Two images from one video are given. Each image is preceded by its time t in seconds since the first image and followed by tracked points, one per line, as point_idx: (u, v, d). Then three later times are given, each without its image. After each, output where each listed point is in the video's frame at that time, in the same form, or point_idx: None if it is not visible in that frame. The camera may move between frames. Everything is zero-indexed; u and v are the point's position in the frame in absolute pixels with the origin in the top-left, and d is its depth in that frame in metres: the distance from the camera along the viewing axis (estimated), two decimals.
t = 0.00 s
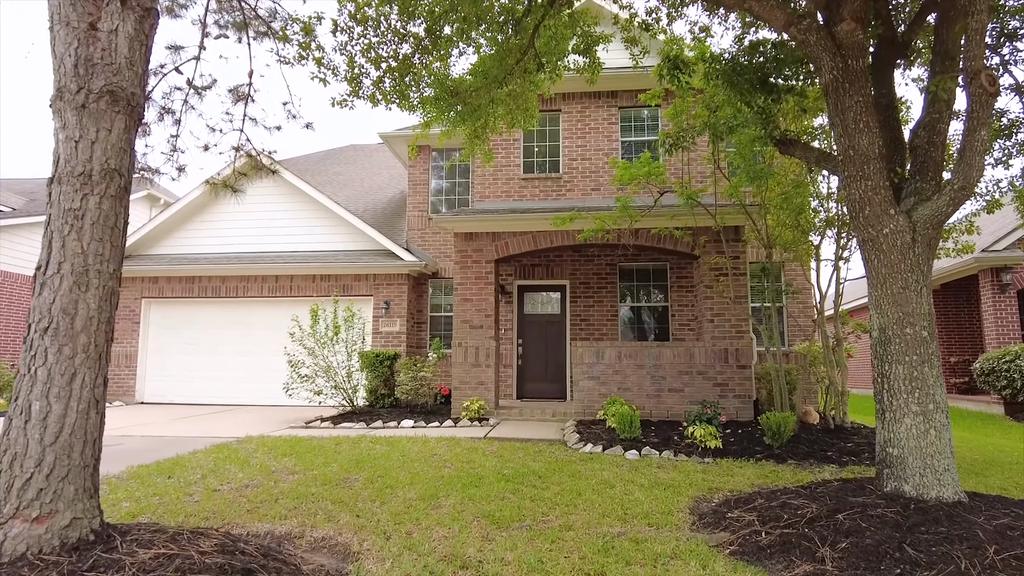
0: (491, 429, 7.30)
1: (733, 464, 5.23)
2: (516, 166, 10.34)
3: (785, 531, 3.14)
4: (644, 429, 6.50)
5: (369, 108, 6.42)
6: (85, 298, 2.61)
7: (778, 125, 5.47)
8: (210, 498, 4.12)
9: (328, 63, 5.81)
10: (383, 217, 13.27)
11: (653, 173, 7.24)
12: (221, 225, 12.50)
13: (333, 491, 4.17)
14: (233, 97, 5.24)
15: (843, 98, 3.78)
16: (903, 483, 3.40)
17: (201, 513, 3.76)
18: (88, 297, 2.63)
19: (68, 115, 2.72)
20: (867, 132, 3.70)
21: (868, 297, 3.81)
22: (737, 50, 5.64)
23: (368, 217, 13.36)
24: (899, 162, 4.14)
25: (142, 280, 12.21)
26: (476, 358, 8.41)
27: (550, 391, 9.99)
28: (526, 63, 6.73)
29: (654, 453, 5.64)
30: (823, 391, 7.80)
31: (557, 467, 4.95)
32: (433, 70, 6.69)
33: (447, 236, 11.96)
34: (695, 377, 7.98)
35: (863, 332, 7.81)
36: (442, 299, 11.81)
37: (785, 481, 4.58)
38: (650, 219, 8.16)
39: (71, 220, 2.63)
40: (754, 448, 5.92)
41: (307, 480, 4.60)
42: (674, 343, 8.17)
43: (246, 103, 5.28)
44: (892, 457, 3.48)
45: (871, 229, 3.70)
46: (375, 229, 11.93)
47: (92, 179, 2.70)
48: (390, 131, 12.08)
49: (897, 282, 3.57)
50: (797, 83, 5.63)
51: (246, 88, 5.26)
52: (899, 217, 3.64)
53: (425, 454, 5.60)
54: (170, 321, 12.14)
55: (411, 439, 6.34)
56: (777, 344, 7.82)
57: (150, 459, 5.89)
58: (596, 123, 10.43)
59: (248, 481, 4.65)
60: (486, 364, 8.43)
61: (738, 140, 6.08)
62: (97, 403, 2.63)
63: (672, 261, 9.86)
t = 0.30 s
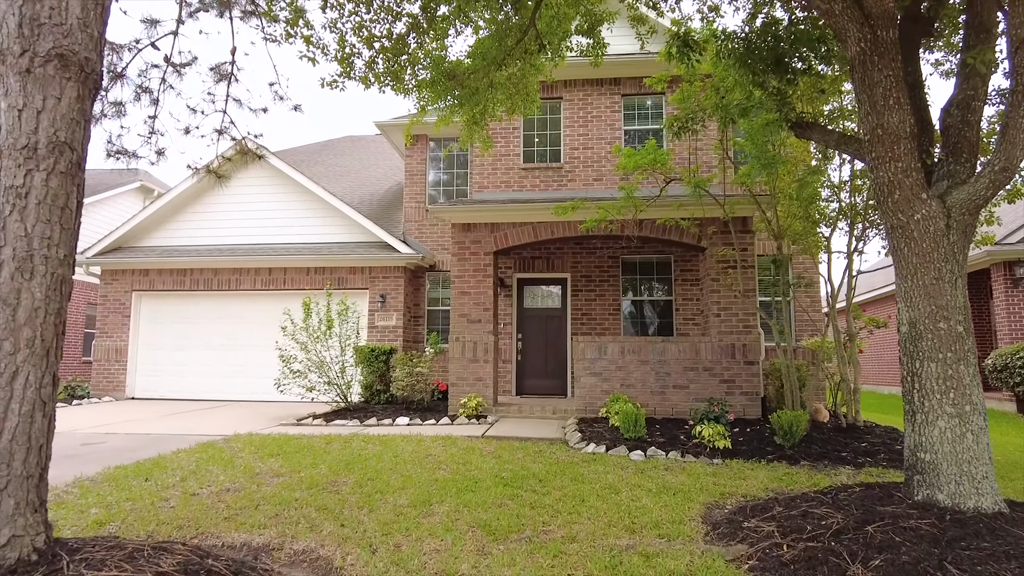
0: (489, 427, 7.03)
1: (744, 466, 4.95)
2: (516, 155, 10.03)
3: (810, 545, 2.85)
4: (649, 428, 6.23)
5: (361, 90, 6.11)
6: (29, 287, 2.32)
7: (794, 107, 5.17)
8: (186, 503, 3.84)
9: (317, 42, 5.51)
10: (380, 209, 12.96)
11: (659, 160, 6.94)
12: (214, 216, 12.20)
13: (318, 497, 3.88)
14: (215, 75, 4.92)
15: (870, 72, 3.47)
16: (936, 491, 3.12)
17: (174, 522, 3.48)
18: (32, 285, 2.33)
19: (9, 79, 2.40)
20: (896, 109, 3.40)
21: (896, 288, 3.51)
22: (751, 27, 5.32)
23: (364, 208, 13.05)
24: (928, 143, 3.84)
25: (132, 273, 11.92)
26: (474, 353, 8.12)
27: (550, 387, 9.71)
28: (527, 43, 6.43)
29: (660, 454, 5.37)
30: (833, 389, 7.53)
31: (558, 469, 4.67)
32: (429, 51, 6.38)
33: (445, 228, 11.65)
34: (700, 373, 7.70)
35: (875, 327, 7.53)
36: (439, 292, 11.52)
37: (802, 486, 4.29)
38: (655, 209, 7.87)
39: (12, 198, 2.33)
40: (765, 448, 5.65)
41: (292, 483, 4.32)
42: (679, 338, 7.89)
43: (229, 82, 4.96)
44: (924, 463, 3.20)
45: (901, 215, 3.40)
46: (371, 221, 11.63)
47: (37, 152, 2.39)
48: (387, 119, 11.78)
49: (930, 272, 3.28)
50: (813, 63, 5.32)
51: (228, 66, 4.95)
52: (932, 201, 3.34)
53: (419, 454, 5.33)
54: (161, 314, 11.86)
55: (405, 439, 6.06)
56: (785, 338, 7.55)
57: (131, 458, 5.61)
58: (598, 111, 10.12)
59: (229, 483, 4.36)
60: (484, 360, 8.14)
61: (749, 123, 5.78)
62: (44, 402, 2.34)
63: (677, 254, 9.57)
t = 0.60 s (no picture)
0: (487, 424, 6.78)
1: (754, 466, 4.70)
2: (515, 144, 9.74)
3: (836, 556, 2.59)
4: (652, 425, 5.98)
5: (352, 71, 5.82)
6: None
7: (808, 86, 4.89)
8: (160, 506, 3.58)
9: (305, 19, 5.21)
10: (376, 200, 12.68)
11: (665, 147, 6.65)
12: (205, 207, 11.91)
13: (302, 500, 3.63)
14: (194, 51, 4.58)
15: (900, 39, 3.20)
16: (972, 497, 2.87)
17: (144, 528, 3.22)
18: None
19: None
20: (929, 80, 3.12)
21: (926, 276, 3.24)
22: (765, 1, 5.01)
23: (360, 199, 12.77)
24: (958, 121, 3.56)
25: (122, 265, 11.63)
26: (471, 347, 7.86)
27: (549, 381, 9.46)
28: (527, 22, 6.14)
29: (665, 452, 5.12)
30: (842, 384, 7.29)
31: (558, 470, 4.42)
32: (424, 30, 6.08)
33: (442, 219, 11.37)
34: (705, 368, 7.45)
35: (885, 320, 7.28)
36: (437, 285, 11.25)
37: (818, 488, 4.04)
38: (658, 198, 7.59)
39: None
40: (774, 446, 5.40)
41: (276, 484, 4.07)
42: (683, 332, 7.63)
43: (209, 59, 4.63)
44: (958, 466, 2.94)
45: (933, 196, 3.12)
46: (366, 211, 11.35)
47: None
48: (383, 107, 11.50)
49: (965, 257, 3.00)
50: (829, 41, 5.03)
51: (208, 41, 4.60)
52: (967, 181, 3.07)
53: (412, 452, 5.07)
54: (152, 307, 11.59)
55: (399, 436, 5.81)
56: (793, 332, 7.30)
57: (109, 456, 5.35)
58: (600, 98, 9.83)
59: (208, 485, 4.10)
60: (482, 354, 7.88)
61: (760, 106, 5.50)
62: None
63: (680, 245, 9.30)
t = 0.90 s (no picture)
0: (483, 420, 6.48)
1: (768, 467, 4.41)
2: (512, 129, 9.40)
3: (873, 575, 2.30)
4: (657, 421, 5.69)
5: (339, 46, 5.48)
6: None
7: (826, 60, 4.56)
8: (124, 512, 3.28)
9: None
10: (370, 188, 12.34)
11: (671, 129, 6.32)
12: (194, 195, 11.56)
13: (279, 507, 3.32)
14: (166, 21, 4.23)
15: None
16: (1020, 507, 2.57)
17: (101, 538, 2.92)
18: None
19: None
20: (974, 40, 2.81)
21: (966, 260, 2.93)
22: None
23: (354, 188, 12.43)
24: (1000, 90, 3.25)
25: (108, 255, 11.29)
26: (467, 340, 7.55)
27: (548, 375, 9.16)
28: None
29: (671, 451, 4.83)
30: (852, 377, 7.01)
31: (558, 471, 4.12)
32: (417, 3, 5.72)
33: (438, 208, 11.05)
34: (711, 361, 7.16)
35: (898, 311, 6.99)
36: (432, 276, 10.94)
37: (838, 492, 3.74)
38: (662, 184, 7.27)
39: None
40: (785, 444, 5.12)
41: (253, 486, 3.78)
42: (688, 323, 7.33)
43: (183, 31, 4.28)
44: (1004, 472, 2.65)
45: (975, 170, 2.80)
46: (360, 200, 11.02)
47: None
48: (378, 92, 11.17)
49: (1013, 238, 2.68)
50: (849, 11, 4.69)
51: (181, 10, 4.24)
52: (1016, 153, 2.75)
53: (403, 451, 4.77)
54: (140, 299, 11.27)
55: (390, 433, 5.52)
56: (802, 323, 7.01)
57: (81, 455, 5.04)
58: (601, 81, 9.47)
59: (181, 488, 3.80)
60: (478, 346, 7.57)
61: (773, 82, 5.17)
62: None
63: (684, 234, 8.99)
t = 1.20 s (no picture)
0: (481, 415, 6.21)
1: (784, 467, 4.14)
2: (512, 115, 9.08)
3: None
4: (664, 417, 5.42)
5: (329, 22, 5.18)
6: None
7: (850, 31, 4.25)
8: (88, 519, 3.01)
9: None
10: (367, 177, 12.05)
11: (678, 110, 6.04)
12: (185, 184, 11.25)
13: (259, 514, 3.05)
14: None
15: None
16: None
17: (58, 551, 2.64)
18: None
19: None
20: None
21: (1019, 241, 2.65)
22: None
23: (350, 177, 12.13)
24: None
25: (98, 245, 11.00)
26: (465, 332, 7.26)
27: (549, 369, 8.89)
28: None
29: (680, 449, 4.57)
30: (865, 371, 6.74)
31: (561, 472, 3.85)
32: None
33: (435, 197, 10.75)
34: (719, 354, 6.89)
35: (914, 303, 6.72)
36: (430, 267, 10.66)
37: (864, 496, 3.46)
38: (668, 169, 6.97)
39: None
40: (800, 442, 4.86)
41: (233, 489, 3.51)
42: (695, 315, 7.06)
43: None
44: None
45: None
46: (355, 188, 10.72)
47: None
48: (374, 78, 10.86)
49: None
50: None
51: None
52: None
53: (396, 450, 4.50)
54: (131, 290, 10.99)
55: (383, 430, 5.25)
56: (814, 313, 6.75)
57: (55, 453, 4.76)
58: (604, 65, 9.14)
59: (155, 490, 3.52)
60: (477, 339, 7.28)
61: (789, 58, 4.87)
62: None
63: (690, 223, 8.71)
